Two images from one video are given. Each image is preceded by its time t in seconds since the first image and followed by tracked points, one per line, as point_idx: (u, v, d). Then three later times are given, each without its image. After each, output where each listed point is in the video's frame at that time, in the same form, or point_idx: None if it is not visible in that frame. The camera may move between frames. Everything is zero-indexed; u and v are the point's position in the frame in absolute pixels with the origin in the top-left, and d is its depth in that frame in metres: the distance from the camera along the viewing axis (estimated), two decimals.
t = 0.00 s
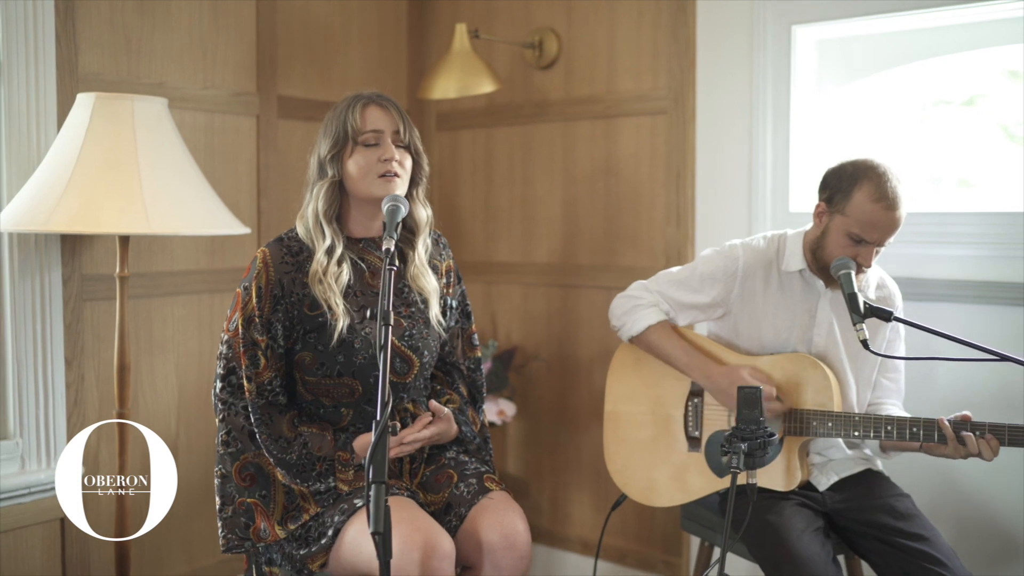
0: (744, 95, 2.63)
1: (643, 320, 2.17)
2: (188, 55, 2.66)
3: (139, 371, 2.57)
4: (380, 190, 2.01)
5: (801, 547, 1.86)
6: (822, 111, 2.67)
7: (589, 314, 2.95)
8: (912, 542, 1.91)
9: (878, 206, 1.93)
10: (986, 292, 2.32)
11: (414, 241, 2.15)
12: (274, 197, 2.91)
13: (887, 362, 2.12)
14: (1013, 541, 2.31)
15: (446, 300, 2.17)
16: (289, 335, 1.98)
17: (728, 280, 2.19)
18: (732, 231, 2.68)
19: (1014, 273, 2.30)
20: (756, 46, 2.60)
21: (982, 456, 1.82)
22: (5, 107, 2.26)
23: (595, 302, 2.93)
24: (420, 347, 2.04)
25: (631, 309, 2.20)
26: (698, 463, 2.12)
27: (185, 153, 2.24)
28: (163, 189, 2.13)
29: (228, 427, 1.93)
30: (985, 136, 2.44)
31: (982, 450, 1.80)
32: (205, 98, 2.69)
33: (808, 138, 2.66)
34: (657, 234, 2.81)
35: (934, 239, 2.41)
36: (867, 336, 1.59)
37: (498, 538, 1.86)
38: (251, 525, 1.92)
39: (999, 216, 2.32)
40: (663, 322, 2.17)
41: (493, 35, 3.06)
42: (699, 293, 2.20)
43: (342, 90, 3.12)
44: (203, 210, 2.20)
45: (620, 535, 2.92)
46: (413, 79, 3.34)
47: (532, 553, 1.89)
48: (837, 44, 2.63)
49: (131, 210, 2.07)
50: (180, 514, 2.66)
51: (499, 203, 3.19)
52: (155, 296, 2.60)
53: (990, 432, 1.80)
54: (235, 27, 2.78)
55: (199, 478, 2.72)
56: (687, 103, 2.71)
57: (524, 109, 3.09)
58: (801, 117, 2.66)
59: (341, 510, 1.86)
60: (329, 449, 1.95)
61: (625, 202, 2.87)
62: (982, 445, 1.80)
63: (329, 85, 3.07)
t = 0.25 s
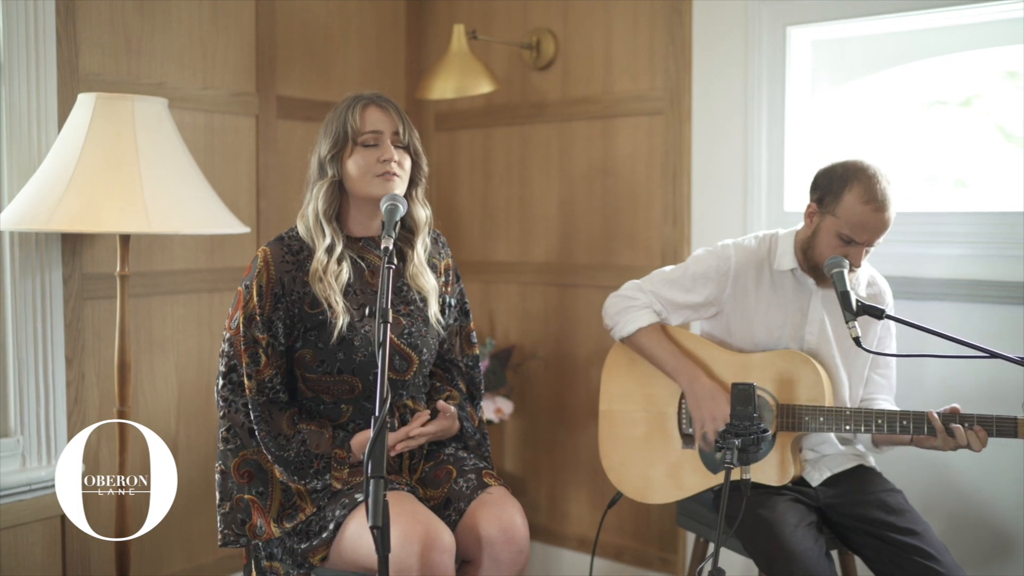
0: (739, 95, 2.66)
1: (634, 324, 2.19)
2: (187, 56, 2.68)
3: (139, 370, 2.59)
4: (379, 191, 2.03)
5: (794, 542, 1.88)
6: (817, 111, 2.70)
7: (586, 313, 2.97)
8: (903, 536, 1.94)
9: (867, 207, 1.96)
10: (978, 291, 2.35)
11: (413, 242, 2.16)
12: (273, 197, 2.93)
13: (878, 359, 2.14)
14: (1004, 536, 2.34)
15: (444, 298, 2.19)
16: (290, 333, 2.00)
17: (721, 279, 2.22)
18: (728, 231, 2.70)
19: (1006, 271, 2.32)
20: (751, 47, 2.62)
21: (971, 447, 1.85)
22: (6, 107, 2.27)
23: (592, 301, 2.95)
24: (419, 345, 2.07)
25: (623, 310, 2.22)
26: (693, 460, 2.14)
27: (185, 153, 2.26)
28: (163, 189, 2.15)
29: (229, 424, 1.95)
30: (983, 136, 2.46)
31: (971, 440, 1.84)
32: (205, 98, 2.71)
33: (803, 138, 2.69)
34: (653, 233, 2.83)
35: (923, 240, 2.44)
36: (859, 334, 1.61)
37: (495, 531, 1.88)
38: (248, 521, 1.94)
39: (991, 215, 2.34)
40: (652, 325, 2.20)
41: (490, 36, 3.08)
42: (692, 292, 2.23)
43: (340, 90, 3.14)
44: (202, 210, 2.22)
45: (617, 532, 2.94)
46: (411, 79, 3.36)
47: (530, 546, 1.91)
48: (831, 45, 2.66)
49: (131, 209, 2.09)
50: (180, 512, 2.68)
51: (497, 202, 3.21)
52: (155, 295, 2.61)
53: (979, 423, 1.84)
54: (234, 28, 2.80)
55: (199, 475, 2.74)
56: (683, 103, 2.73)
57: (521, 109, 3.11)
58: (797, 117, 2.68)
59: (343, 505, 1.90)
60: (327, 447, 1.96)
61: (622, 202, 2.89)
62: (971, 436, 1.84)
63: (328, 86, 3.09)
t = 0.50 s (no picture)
0: (733, 94, 2.68)
1: (625, 323, 2.21)
2: (184, 54, 2.69)
3: (136, 367, 2.60)
4: (376, 188, 2.05)
5: (786, 535, 1.90)
6: (810, 109, 2.72)
7: (581, 311, 2.99)
8: (893, 529, 1.96)
9: (859, 211, 1.98)
10: (969, 288, 2.37)
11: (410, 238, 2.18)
12: (270, 195, 2.95)
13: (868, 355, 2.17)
14: (996, 531, 2.36)
15: (441, 293, 2.20)
16: (291, 328, 2.01)
17: (713, 276, 2.23)
18: (722, 228, 2.72)
19: (996, 269, 2.35)
20: (745, 46, 2.65)
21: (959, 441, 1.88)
22: (4, 106, 2.28)
23: (587, 298, 2.97)
24: (418, 339, 2.08)
25: (613, 313, 2.24)
26: (686, 455, 2.16)
27: (182, 151, 2.27)
28: (160, 186, 2.17)
29: (230, 419, 1.97)
30: (978, 136, 2.49)
31: (959, 433, 1.86)
32: (202, 97, 2.73)
33: (797, 137, 2.71)
34: (647, 232, 2.85)
35: (914, 238, 2.46)
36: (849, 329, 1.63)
37: (489, 523, 1.90)
38: (249, 515, 1.96)
39: (982, 213, 2.37)
40: (642, 326, 2.22)
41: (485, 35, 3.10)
42: (685, 288, 2.24)
43: (336, 89, 3.15)
44: (200, 208, 2.23)
45: (611, 528, 2.96)
46: (407, 78, 3.37)
47: (522, 539, 1.93)
48: (824, 45, 2.68)
49: (129, 207, 2.10)
50: (176, 508, 2.70)
51: (492, 201, 3.22)
52: (152, 293, 2.63)
53: (966, 417, 1.87)
54: (231, 27, 2.81)
55: (196, 472, 2.75)
56: (677, 102, 2.75)
57: (517, 108, 3.12)
58: (791, 115, 2.70)
59: (345, 496, 1.92)
60: (327, 450, 1.99)
61: (617, 200, 2.91)
62: (959, 430, 1.86)
63: (324, 84, 3.10)
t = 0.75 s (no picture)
0: (726, 94, 2.69)
1: (618, 316, 2.23)
2: (179, 54, 2.70)
3: (131, 366, 2.61)
4: (367, 185, 2.06)
5: (778, 532, 1.92)
6: (803, 108, 2.74)
7: (575, 309, 3.00)
8: (884, 526, 1.98)
9: (862, 226, 2.00)
10: (960, 287, 2.38)
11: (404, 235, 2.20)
12: (265, 194, 2.95)
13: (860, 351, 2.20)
14: (987, 527, 2.38)
15: (436, 287, 2.21)
16: (287, 324, 2.02)
17: (705, 274, 2.24)
18: (715, 227, 2.74)
19: (987, 267, 2.37)
20: (738, 46, 2.66)
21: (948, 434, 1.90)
22: None
23: (580, 297, 2.99)
24: (412, 334, 2.09)
25: (609, 303, 2.26)
26: (679, 453, 2.17)
27: (177, 150, 2.28)
28: (155, 185, 2.18)
29: (227, 414, 1.98)
30: (973, 136, 2.50)
31: (951, 429, 1.89)
32: (197, 96, 2.73)
33: (789, 136, 2.73)
34: (641, 230, 2.86)
35: (907, 237, 2.48)
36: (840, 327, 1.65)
37: (482, 520, 1.92)
38: (244, 511, 1.97)
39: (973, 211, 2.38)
40: (637, 316, 2.23)
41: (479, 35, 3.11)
42: (677, 286, 2.26)
43: (331, 88, 3.16)
44: (195, 206, 2.24)
45: (605, 526, 2.98)
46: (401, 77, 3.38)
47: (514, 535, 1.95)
48: (817, 44, 2.70)
49: (125, 205, 2.11)
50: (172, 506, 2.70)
51: (486, 200, 3.24)
52: (148, 292, 2.64)
53: (956, 411, 1.89)
54: (226, 27, 2.82)
55: (191, 471, 2.76)
56: (670, 102, 2.77)
57: (511, 107, 3.14)
58: (784, 114, 2.71)
59: (340, 492, 1.94)
60: (323, 446, 1.99)
61: (611, 199, 2.92)
62: (948, 424, 1.89)
63: (319, 84, 3.11)
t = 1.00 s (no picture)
0: (719, 93, 2.70)
1: (614, 316, 2.23)
2: (172, 54, 2.70)
3: (125, 365, 2.61)
4: (360, 185, 2.07)
5: (769, 530, 1.93)
6: (796, 108, 2.75)
7: (568, 308, 3.01)
8: (875, 523, 1.99)
9: (863, 232, 2.01)
10: (952, 286, 2.39)
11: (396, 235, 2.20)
12: (259, 193, 2.95)
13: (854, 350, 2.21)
14: (977, 525, 2.39)
15: (428, 286, 2.22)
16: (279, 322, 2.03)
17: (701, 273, 2.25)
18: (708, 226, 2.75)
19: (978, 266, 2.38)
20: (731, 46, 2.67)
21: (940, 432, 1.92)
22: None
23: (574, 296, 2.99)
24: (404, 333, 2.10)
25: (604, 303, 2.26)
26: (671, 450, 2.18)
27: (171, 149, 2.28)
28: (149, 185, 2.18)
29: (220, 413, 1.99)
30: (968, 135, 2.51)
31: (943, 427, 1.90)
32: (191, 96, 2.74)
33: (782, 135, 2.74)
34: (634, 229, 2.87)
35: (900, 235, 2.49)
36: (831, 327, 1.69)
37: (475, 519, 1.92)
38: (237, 509, 1.98)
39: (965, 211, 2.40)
40: (631, 318, 2.23)
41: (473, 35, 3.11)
42: (672, 285, 2.26)
43: (325, 88, 3.16)
44: (189, 205, 2.24)
45: (598, 525, 2.99)
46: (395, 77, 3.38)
47: (506, 535, 1.95)
48: (810, 44, 2.71)
49: (118, 205, 2.11)
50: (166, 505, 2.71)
51: (480, 199, 3.24)
52: (142, 292, 2.64)
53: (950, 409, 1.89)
54: (219, 27, 2.82)
55: (185, 470, 2.76)
56: (663, 102, 2.77)
57: (505, 107, 3.14)
58: (777, 113, 2.72)
59: (333, 490, 1.94)
60: (316, 445, 2.00)
61: (604, 198, 2.93)
62: (941, 423, 1.90)
63: (313, 83, 3.11)
